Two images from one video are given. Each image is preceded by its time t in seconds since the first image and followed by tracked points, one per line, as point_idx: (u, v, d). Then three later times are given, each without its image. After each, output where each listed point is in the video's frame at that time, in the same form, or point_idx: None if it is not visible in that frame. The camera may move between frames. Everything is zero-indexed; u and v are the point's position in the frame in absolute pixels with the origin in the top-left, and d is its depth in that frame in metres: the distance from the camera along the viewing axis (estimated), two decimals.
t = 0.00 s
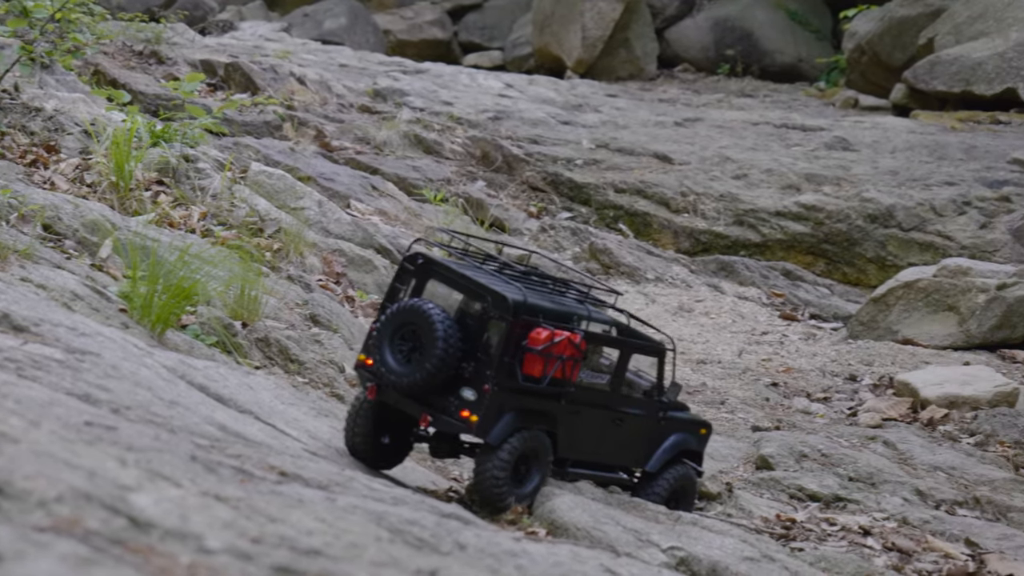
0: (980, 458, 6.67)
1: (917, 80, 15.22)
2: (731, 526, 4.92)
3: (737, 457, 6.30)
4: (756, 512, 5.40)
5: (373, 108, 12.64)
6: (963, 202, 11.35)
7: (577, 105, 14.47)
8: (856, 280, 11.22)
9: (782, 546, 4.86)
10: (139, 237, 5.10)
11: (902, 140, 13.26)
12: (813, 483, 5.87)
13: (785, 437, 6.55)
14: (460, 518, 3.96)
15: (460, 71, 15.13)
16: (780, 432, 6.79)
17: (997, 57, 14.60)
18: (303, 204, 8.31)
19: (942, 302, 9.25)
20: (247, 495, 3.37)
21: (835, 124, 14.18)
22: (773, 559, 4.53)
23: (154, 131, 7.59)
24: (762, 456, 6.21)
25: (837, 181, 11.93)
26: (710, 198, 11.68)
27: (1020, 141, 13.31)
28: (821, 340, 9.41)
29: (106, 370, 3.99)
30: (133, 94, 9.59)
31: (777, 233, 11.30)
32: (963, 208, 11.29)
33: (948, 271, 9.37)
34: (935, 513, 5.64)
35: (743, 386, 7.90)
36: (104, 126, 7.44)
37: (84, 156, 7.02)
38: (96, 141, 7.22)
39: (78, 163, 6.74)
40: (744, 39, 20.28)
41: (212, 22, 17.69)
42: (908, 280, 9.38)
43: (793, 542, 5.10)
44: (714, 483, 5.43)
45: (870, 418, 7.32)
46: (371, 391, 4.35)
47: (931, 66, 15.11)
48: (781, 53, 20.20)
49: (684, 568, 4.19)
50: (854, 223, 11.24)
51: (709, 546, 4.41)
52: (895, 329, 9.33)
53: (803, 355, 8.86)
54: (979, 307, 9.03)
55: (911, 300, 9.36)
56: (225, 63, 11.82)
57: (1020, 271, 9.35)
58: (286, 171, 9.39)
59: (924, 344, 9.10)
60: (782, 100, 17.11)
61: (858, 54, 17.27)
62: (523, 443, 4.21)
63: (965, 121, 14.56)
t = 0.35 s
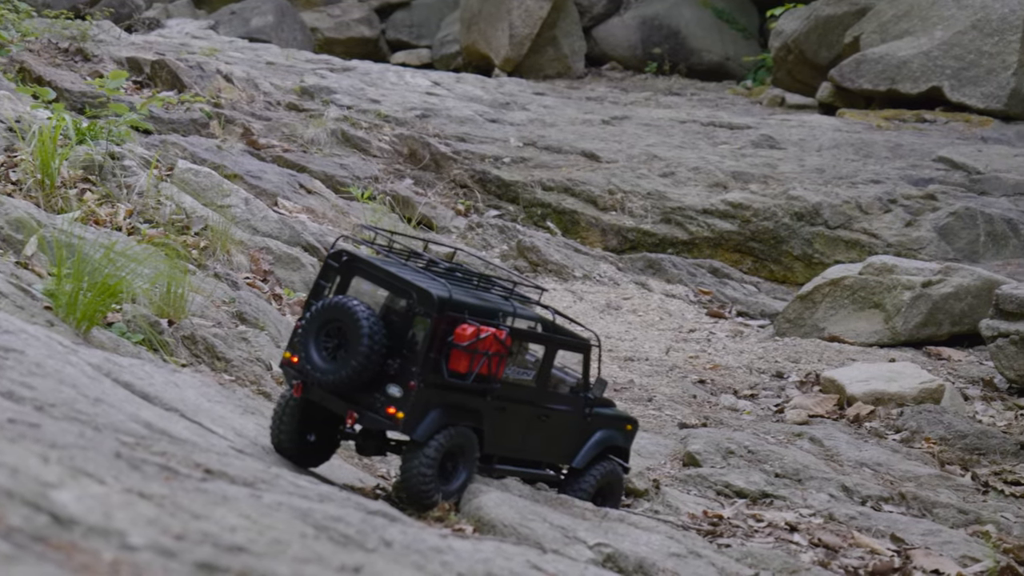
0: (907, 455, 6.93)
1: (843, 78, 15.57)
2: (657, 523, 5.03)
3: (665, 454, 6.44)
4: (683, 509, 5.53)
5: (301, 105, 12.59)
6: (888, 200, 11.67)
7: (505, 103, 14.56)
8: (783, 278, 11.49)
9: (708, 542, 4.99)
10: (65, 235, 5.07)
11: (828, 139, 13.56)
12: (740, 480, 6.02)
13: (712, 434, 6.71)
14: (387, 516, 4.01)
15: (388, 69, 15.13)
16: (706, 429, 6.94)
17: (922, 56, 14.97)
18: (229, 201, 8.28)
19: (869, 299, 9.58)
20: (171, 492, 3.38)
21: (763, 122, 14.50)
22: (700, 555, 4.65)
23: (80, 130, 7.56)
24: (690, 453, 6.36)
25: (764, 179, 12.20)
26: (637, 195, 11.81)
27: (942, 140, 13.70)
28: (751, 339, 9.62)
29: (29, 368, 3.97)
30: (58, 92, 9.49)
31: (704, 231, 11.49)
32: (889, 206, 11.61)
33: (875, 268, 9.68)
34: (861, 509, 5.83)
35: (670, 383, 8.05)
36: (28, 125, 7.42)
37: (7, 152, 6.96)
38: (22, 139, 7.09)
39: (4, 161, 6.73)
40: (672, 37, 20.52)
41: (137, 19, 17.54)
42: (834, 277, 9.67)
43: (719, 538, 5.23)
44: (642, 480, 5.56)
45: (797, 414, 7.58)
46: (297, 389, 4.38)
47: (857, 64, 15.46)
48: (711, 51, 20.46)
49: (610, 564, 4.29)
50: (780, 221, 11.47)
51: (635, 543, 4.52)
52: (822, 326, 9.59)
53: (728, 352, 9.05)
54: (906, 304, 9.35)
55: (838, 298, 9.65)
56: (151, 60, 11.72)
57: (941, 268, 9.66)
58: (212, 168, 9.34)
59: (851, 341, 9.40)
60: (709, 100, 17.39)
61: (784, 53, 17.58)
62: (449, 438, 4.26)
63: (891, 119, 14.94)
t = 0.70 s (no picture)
0: (873, 454, 7.02)
1: (809, 78, 15.73)
2: (624, 523, 5.07)
3: (633, 453, 6.49)
4: (651, 509, 5.58)
5: (267, 105, 12.54)
6: (855, 200, 11.80)
7: (472, 103, 14.58)
8: (749, 277, 11.58)
9: (676, 542, 5.04)
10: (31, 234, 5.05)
11: (794, 139, 13.68)
12: (707, 479, 6.08)
13: (679, 433, 6.77)
14: (355, 516, 4.03)
15: (355, 68, 15.10)
16: (674, 429, 7.00)
17: (889, 56, 15.17)
18: (196, 200, 8.26)
19: (836, 298, 9.68)
20: (139, 492, 3.38)
21: (729, 122, 14.60)
22: (667, 555, 4.70)
23: (46, 129, 7.52)
24: (658, 453, 6.42)
25: (732, 179, 12.29)
26: (604, 195, 11.86)
27: (908, 140, 13.85)
28: (719, 339, 9.69)
29: None
30: (24, 91, 9.42)
31: (671, 230, 11.55)
32: (856, 205, 11.74)
33: (842, 268, 9.80)
34: (829, 508, 5.91)
35: (639, 383, 8.12)
36: None
37: None
38: None
39: None
40: (639, 37, 20.62)
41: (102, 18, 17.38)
42: (801, 277, 9.76)
43: (687, 537, 5.29)
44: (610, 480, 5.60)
45: (765, 414, 7.65)
46: (271, 387, 4.43)
47: (823, 65, 15.64)
48: (677, 51, 20.57)
49: (578, 564, 4.32)
50: (747, 220, 11.57)
51: (603, 542, 4.56)
52: (788, 325, 9.70)
53: (695, 352, 9.12)
54: (872, 304, 9.47)
55: (804, 297, 9.75)
56: (117, 60, 11.66)
57: (907, 267, 9.78)
58: (180, 168, 9.29)
59: (818, 340, 9.52)
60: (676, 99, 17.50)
61: (751, 53, 17.72)
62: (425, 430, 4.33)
63: (858, 119, 15.09)
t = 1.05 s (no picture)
0: (843, 454, 7.11)
1: (780, 77, 15.85)
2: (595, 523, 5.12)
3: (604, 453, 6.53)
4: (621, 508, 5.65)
5: (238, 105, 12.51)
6: (825, 200, 11.90)
7: (443, 102, 14.58)
8: (720, 277, 11.65)
9: (648, 542, 5.09)
10: None
11: (765, 139, 13.79)
12: (678, 479, 6.12)
13: (650, 433, 6.81)
14: (326, 516, 4.04)
15: (326, 68, 15.07)
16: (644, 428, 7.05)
17: (859, 56, 15.27)
18: (166, 200, 8.24)
19: (807, 298, 9.77)
20: (109, 493, 3.38)
21: (700, 121, 14.69)
22: (638, 554, 4.75)
23: (15, 128, 7.53)
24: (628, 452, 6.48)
25: (702, 179, 12.38)
26: (575, 195, 11.91)
27: (878, 140, 13.98)
28: (691, 338, 9.75)
29: None
30: None
31: (642, 230, 11.61)
32: (827, 205, 11.85)
33: (812, 267, 9.90)
34: (799, 507, 5.99)
35: (610, 382, 8.17)
36: None
37: None
38: None
39: None
40: (610, 36, 20.70)
41: (72, 17, 17.27)
42: (771, 277, 9.85)
43: (657, 537, 5.33)
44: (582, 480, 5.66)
45: (735, 414, 7.70)
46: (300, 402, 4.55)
47: (793, 64, 15.77)
48: (648, 51, 20.66)
49: (549, 563, 4.35)
50: (718, 220, 11.65)
51: (574, 542, 4.60)
52: (759, 325, 9.79)
53: (665, 352, 9.18)
54: (842, 304, 9.56)
55: (775, 297, 9.84)
56: (87, 60, 11.61)
57: (877, 267, 9.90)
58: (150, 168, 9.26)
59: (788, 340, 9.60)
60: (647, 99, 17.58)
61: (722, 53, 17.86)
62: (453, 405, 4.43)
63: (828, 119, 15.22)
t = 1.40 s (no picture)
0: (812, 452, 7.21)
1: (750, 77, 15.99)
2: (564, 524, 5.17)
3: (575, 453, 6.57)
4: (591, 507, 5.80)
5: (208, 104, 12.48)
6: (794, 199, 12.02)
7: (413, 102, 14.59)
8: (690, 276, 11.74)
9: (619, 540, 5.15)
10: None
11: (734, 139, 13.89)
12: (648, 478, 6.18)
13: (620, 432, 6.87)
14: (296, 515, 4.05)
15: (295, 67, 15.04)
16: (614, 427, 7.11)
17: (828, 56, 15.41)
18: (136, 200, 8.23)
19: (776, 297, 9.87)
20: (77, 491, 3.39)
21: (669, 121, 14.78)
22: (607, 553, 4.80)
23: None
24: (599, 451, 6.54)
25: (671, 179, 12.47)
26: (545, 195, 11.97)
27: (848, 139, 14.13)
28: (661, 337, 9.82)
29: None
30: None
31: (612, 229, 11.69)
32: (796, 204, 11.96)
33: (781, 267, 9.99)
34: (767, 506, 6.06)
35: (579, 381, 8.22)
36: None
37: None
38: None
39: None
40: (579, 36, 20.77)
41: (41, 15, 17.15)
42: (740, 277, 9.94)
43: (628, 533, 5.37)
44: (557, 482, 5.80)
45: (705, 413, 7.75)
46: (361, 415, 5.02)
47: (763, 64, 15.90)
48: (619, 50, 20.74)
49: (518, 562, 4.39)
50: (688, 220, 11.73)
51: (544, 541, 4.65)
52: (728, 325, 9.88)
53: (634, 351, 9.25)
54: (812, 304, 9.66)
55: (744, 296, 9.94)
56: (56, 59, 11.56)
57: (845, 266, 9.93)
58: (119, 167, 9.23)
59: (757, 339, 9.69)
60: (617, 99, 17.67)
61: (691, 53, 18.00)
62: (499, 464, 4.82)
63: (798, 119, 15.36)
